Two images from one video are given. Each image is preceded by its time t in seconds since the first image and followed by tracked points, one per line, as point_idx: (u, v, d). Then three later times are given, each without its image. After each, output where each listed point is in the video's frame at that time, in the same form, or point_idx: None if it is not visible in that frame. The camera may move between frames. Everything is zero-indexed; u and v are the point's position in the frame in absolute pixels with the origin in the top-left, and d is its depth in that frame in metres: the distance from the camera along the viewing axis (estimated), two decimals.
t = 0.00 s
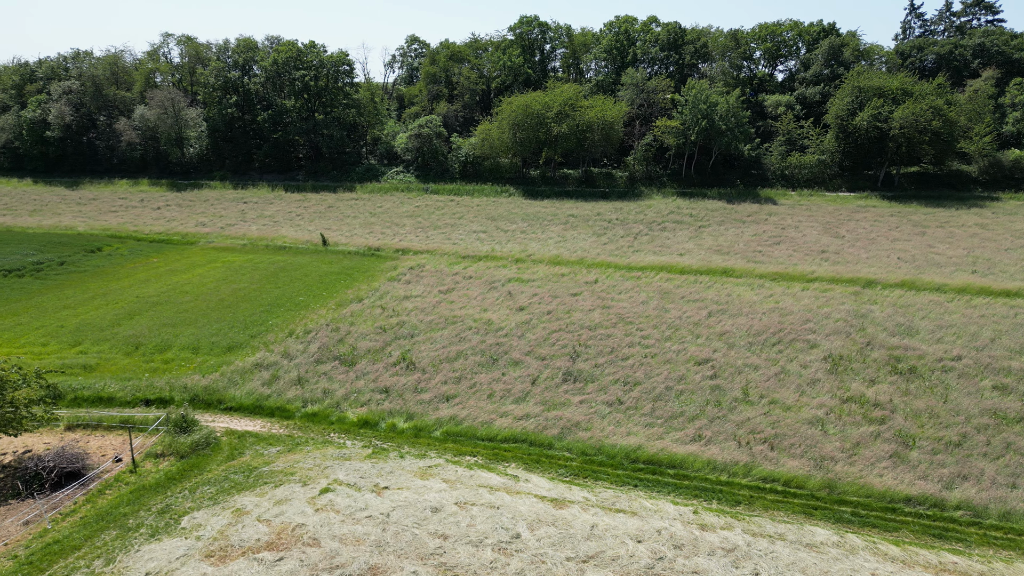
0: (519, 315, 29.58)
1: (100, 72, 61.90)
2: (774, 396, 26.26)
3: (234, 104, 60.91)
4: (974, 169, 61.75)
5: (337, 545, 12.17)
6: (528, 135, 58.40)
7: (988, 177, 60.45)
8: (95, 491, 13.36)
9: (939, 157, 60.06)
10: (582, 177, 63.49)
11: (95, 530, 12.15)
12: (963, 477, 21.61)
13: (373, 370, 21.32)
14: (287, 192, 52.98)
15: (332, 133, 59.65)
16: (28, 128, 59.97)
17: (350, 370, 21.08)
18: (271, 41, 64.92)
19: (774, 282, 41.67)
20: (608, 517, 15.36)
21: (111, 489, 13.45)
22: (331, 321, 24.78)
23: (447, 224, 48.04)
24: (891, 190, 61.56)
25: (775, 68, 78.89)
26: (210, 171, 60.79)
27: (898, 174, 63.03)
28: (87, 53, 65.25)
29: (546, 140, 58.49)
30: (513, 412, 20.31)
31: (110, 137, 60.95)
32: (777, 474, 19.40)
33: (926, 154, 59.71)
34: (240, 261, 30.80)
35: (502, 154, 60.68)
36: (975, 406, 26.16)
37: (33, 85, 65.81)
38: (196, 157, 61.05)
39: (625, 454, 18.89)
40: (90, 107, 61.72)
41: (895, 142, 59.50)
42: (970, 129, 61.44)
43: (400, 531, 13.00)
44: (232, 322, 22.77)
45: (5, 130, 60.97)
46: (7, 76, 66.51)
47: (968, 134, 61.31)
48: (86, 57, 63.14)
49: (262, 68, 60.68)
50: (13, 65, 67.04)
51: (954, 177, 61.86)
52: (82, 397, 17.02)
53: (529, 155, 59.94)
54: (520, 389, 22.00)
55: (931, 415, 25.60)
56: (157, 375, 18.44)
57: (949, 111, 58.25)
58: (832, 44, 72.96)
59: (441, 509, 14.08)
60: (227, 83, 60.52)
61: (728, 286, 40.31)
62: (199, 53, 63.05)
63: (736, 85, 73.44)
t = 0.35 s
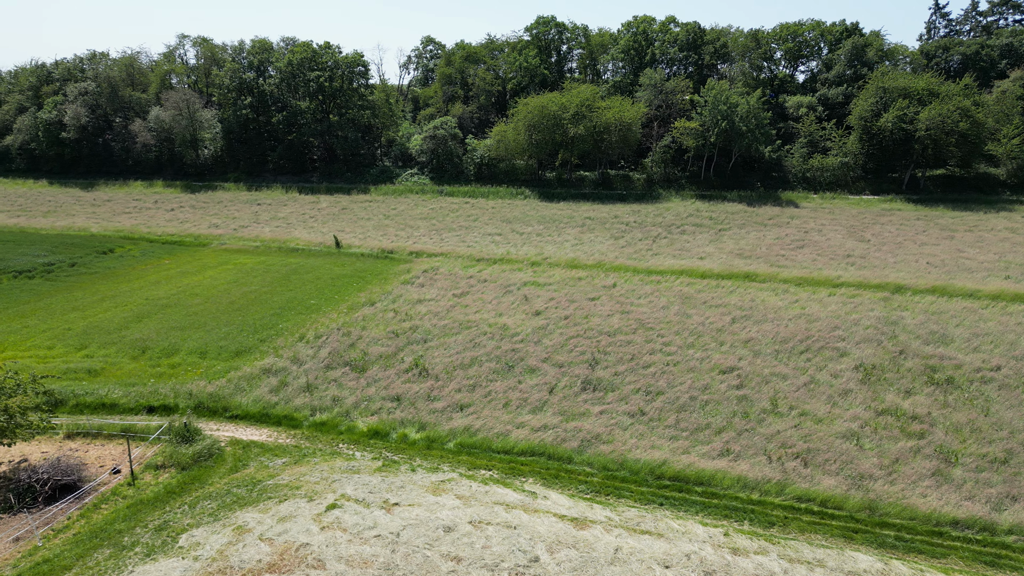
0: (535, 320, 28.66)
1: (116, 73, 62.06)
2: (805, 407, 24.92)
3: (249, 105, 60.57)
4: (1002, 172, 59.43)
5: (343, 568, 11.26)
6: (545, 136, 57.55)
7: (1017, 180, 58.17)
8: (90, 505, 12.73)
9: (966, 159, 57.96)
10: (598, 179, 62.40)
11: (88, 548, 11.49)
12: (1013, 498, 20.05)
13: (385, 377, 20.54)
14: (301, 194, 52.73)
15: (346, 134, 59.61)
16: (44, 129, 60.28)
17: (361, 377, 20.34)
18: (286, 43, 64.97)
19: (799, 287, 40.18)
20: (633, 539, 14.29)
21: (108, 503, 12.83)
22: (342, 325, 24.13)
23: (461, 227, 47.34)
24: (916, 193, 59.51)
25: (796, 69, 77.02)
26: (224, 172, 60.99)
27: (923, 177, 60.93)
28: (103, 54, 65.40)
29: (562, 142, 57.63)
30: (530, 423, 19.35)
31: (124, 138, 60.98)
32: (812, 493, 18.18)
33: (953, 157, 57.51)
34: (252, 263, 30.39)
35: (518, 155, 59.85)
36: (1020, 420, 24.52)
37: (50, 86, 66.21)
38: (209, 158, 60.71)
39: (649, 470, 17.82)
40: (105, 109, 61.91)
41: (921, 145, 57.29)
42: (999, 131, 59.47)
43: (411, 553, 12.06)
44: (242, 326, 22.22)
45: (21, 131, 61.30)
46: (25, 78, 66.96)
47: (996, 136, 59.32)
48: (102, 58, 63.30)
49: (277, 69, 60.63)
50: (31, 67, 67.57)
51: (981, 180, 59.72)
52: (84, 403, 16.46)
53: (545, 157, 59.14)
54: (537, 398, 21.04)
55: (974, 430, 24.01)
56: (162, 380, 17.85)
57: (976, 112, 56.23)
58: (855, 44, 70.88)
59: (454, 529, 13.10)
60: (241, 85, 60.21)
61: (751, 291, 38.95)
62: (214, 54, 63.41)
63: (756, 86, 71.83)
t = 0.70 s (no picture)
0: (553, 327, 27.72)
1: (133, 76, 62.31)
2: (838, 421, 23.55)
3: (264, 108, 60.43)
4: None
5: None
6: (561, 139, 56.71)
7: None
8: (85, 522, 12.12)
9: (995, 164, 56.12)
10: (616, 183, 61.32)
11: (79, 570, 10.84)
12: None
13: (397, 386, 19.77)
14: (315, 197, 52.50)
15: (361, 137, 59.46)
16: (61, 131, 60.62)
17: (373, 386, 19.59)
18: (302, 46, 64.82)
19: (826, 294, 38.67)
20: (661, 566, 13.18)
21: (103, 520, 12.20)
22: (354, 331, 23.52)
23: (477, 231, 46.65)
24: (944, 198, 57.63)
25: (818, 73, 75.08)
26: (240, 176, 60.65)
27: (951, 181, 59.07)
28: (120, 57, 65.64)
29: (579, 145, 56.79)
30: (548, 436, 18.38)
31: (141, 141, 61.09)
32: (853, 517, 16.94)
33: (981, 161, 55.74)
34: (265, 266, 30.01)
35: (535, 159, 59.08)
36: None
37: (68, 89, 66.64)
38: (225, 161, 60.72)
39: (676, 489, 16.74)
40: (122, 112, 62.13)
41: (949, 148, 55.46)
42: None
43: None
44: (252, 331, 21.68)
45: (39, 133, 61.63)
46: (43, 81, 67.41)
47: None
48: (119, 61, 63.56)
49: (293, 71, 60.62)
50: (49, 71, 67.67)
51: (1011, 185, 57.74)
52: (87, 411, 15.90)
53: (561, 160, 58.35)
54: (555, 410, 20.08)
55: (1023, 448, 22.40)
56: (168, 388, 17.26)
57: (1006, 115, 54.44)
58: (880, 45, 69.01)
59: (469, 552, 12.10)
60: (257, 87, 59.88)
61: (775, 297, 37.56)
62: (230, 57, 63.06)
63: (777, 89, 70.29)
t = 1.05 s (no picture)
0: (572, 338, 26.76)
1: (152, 85, 62.71)
2: (877, 443, 22.10)
3: (281, 116, 60.55)
4: None
5: None
6: (580, 147, 55.89)
7: None
8: (77, 546, 11.48)
9: None
10: (635, 192, 60.25)
11: None
12: None
13: (411, 401, 18.96)
14: (331, 206, 52.36)
15: (377, 146, 59.56)
16: (80, 140, 61.01)
17: (385, 400, 18.81)
18: (320, 55, 64.87)
19: (855, 306, 37.06)
20: None
21: (96, 544, 11.55)
22: (367, 342, 22.90)
23: (494, 240, 45.99)
24: (974, 209, 55.58)
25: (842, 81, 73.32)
26: (256, 183, 61.60)
27: (981, 192, 57.01)
28: (139, 66, 65.89)
29: (598, 153, 56.04)
30: (569, 456, 17.37)
31: (159, 150, 61.66)
32: (900, 551, 15.59)
33: (1013, 170, 53.71)
34: (278, 275, 29.65)
35: (552, 167, 58.33)
36: None
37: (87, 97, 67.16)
38: (242, 169, 61.52)
39: (707, 517, 15.59)
40: (141, 120, 62.54)
41: (979, 157, 53.57)
42: None
43: None
44: (263, 342, 21.16)
45: (58, 142, 62.00)
46: (62, 89, 67.80)
47: None
48: (138, 69, 63.91)
49: (310, 80, 60.83)
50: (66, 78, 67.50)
51: None
52: (89, 425, 15.30)
53: (579, 169, 57.43)
54: (576, 427, 19.08)
55: None
56: (174, 400, 16.68)
57: None
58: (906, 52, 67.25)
59: None
60: (274, 95, 60.09)
61: (803, 309, 36.12)
62: (248, 65, 63.49)
63: (800, 97, 68.73)
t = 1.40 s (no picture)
0: (593, 355, 25.88)
1: (172, 98, 63.31)
2: (922, 469, 20.57)
3: (299, 128, 61.03)
4: None
5: None
6: (599, 159, 55.20)
7: None
8: None
9: None
10: (655, 205, 59.29)
11: None
12: None
13: (425, 419, 18.13)
14: (348, 218, 52.28)
15: (395, 159, 59.51)
16: (100, 152, 61.73)
17: (399, 418, 18.01)
18: (338, 67, 65.31)
19: (889, 322, 35.38)
20: None
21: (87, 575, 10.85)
22: (381, 358, 22.26)
23: (511, 252, 45.33)
24: (1007, 223, 53.55)
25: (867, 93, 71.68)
26: (273, 196, 61.40)
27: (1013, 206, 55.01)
28: (159, 79, 66.67)
29: (617, 166, 55.31)
30: (592, 481, 16.35)
31: (179, 162, 62.30)
32: None
33: None
34: (292, 287, 29.30)
35: (571, 180, 57.86)
36: None
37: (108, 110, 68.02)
38: (259, 182, 61.97)
39: (743, 551, 14.40)
40: (160, 133, 63.17)
41: (1012, 171, 51.84)
42: None
43: None
44: (274, 356, 20.61)
45: (79, 154, 62.84)
46: (83, 102, 68.65)
47: None
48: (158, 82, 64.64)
49: (328, 92, 61.16)
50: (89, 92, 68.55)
51: None
52: (90, 443, 14.72)
53: (597, 181, 57.00)
54: (599, 450, 18.06)
55: None
56: (181, 418, 16.10)
57: None
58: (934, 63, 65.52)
59: None
60: (292, 108, 60.22)
61: (832, 325, 34.64)
62: (267, 77, 64.01)
63: (824, 109, 67.36)
